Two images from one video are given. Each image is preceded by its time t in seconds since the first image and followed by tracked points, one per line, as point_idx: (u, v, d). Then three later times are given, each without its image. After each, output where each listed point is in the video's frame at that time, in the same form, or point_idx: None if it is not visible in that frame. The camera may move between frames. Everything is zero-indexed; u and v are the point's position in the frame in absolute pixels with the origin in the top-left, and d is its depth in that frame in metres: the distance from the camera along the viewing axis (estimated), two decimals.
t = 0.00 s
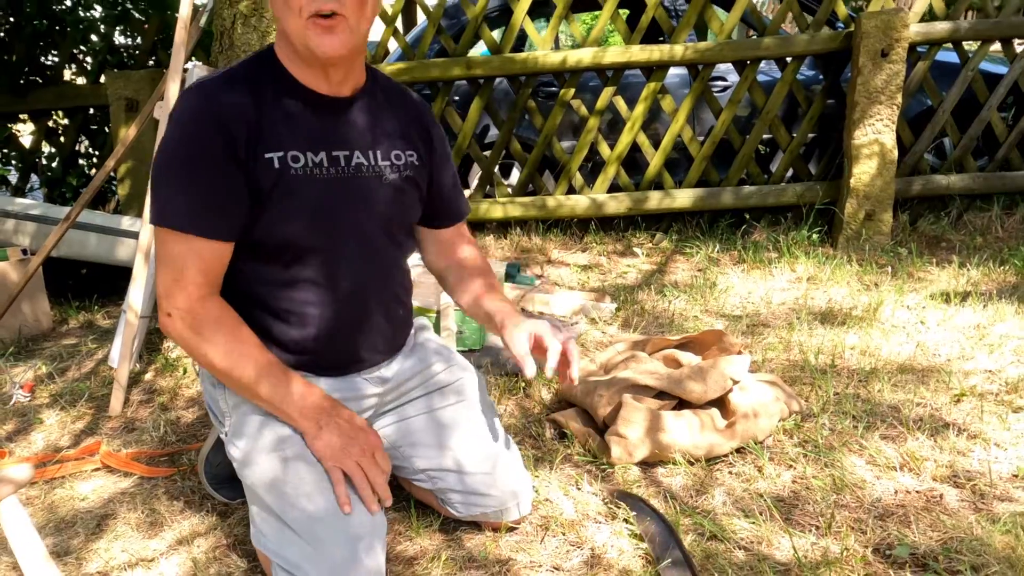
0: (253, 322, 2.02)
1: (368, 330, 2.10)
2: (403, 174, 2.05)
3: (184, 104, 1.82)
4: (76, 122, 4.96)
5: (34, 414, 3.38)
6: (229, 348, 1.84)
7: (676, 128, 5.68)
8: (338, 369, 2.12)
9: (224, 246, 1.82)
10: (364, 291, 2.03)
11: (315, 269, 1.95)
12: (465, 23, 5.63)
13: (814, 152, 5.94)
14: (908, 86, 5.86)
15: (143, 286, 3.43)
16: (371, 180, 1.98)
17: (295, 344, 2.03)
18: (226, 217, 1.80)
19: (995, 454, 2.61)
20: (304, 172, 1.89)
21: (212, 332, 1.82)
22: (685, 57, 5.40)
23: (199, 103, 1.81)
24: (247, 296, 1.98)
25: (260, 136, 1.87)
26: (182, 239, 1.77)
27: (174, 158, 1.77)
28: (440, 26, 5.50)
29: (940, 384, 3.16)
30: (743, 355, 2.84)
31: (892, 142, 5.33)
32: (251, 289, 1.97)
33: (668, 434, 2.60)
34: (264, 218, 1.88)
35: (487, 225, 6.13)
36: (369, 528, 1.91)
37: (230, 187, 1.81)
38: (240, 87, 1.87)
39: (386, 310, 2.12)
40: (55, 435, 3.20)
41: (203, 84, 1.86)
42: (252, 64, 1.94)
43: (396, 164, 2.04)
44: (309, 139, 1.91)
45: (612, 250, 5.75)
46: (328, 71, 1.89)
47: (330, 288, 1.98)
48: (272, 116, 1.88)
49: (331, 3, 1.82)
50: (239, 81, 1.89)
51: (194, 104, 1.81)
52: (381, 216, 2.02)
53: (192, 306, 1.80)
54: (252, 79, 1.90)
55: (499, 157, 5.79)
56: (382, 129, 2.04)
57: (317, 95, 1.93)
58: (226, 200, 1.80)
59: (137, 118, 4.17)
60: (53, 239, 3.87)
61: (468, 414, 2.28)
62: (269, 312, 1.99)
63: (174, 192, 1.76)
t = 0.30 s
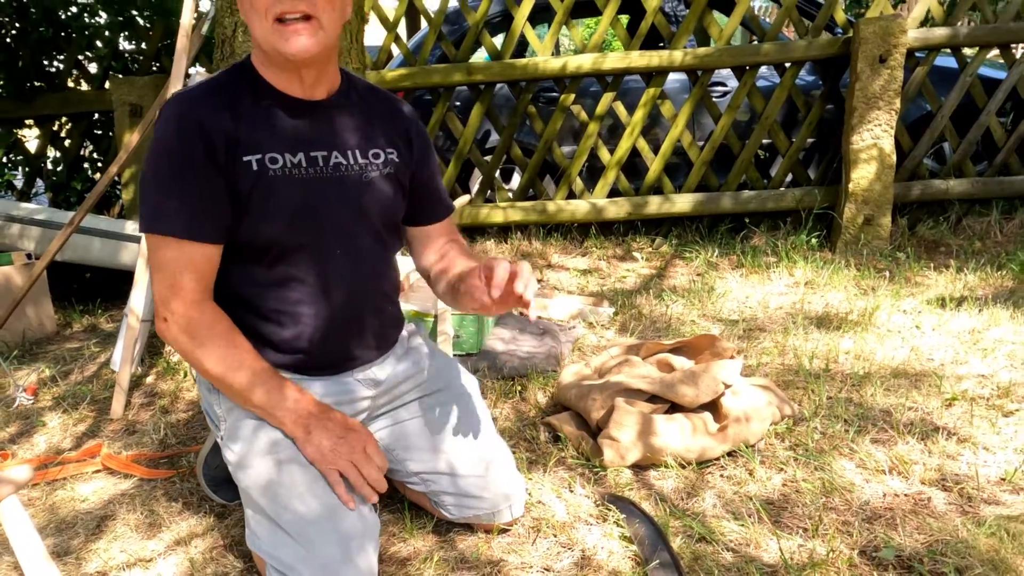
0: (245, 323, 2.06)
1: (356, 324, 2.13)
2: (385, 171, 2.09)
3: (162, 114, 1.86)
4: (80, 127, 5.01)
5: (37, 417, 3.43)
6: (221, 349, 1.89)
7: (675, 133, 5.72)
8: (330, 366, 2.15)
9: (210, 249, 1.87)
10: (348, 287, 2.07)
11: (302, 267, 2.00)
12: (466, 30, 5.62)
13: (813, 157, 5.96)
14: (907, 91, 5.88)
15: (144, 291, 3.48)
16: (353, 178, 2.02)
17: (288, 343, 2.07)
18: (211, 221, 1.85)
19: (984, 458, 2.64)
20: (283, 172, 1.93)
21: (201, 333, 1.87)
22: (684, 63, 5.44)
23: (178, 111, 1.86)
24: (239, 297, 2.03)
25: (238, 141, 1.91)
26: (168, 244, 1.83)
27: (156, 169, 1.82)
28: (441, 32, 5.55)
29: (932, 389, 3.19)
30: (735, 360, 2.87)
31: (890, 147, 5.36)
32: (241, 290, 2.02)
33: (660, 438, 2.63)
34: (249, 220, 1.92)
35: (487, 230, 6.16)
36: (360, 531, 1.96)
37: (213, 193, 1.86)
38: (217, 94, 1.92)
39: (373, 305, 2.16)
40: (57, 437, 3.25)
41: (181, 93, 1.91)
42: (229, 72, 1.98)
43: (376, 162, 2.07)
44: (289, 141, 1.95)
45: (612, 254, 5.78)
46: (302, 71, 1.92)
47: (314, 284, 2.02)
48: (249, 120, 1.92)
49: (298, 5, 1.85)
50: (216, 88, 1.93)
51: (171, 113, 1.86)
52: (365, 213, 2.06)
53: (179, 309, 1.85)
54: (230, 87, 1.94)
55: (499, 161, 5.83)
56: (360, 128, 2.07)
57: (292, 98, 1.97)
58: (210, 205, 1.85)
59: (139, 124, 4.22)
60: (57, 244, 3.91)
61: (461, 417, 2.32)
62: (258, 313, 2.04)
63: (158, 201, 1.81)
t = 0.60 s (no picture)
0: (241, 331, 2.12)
1: (348, 333, 2.20)
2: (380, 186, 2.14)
3: (159, 132, 1.89)
4: (81, 134, 5.06)
5: (36, 422, 3.45)
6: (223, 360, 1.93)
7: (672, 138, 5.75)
8: (326, 377, 2.24)
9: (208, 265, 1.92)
10: (341, 301, 2.13)
11: (298, 281, 2.06)
12: (464, 35, 5.65)
13: (810, 162, 5.99)
14: (902, 96, 5.91)
15: (141, 296, 3.51)
16: (349, 195, 2.07)
17: (283, 352, 2.13)
18: (212, 239, 1.90)
19: (972, 462, 2.66)
20: (279, 191, 1.98)
21: (201, 345, 1.91)
22: (680, 68, 5.47)
23: (175, 129, 1.90)
24: (235, 308, 2.09)
25: (236, 160, 1.95)
26: (167, 261, 1.88)
27: (155, 188, 1.86)
28: (439, 38, 5.58)
29: (923, 392, 3.22)
30: (727, 364, 2.90)
31: (886, 151, 5.38)
32: (237, 301, 2.07)
33: (652, 442, 2.66)
34: (247, 236, 1.97)
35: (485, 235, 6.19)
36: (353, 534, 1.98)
37: (214, 212, 1.90)
38: (214, 111, 1.96)
39: (366, 316, 2.22)
40: (56, 442, 3.28)
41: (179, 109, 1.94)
42: (226, 86, 2.02)
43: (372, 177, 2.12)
44: (285, 159, 2.00)
45: (609, 259, 5.81)
46: (299, 83, 1.95)
47: (309, 298, 2.09)
48: (246, 138, 1.97)
49: (294, 17, 1.88)
50: (212, 104, 1.97)
51: (168, 131, 1.89)
52: (361, 228, 2.11)
53: (181, 323, 1.89)
54: (226, 104, 1.98)
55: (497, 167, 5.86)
56: (357, 144, 2.12)
57: (289, 112, 2.01)
58: (211, 224, 1.90)
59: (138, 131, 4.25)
60: (57, 249, 3.95)
61: (454, 423, 2.35)
62: (255, 323, 2.10)
63: (159, 220, 1.86)
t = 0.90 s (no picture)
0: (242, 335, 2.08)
1: (352, 339, 2.17)
2: (390, 194, 2.11)
3: (167, 134, 1.86)
4: (80, 135, 5.05)
5: (34, 421, 3.45)
6: (222, 365, 1.92)
7: (671, 137, 5.74)
8: (325, 380, 2.20)
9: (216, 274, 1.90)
10: (347, 308, 2.11)
11: (304, 289, 2.03)
12: (463, 36, 5.64)
13: (810, 161, 5.98)
14: (902, 95, 5.90)
15: (140, 295, 3.51)
16: (358, 202, 2.05)
17: (285, 356, 2.10)
18: (220, 246, 1.87)
19: (972, 459, 2.65)
20: (289, 199, 1.95)
21: (202, 351, 1.91)
22: (679, 68, 5.46)
23: (185, 131, 1.86)
24: (237, 312, 2.05)
25: (246, 164, 1.92)
26: (174, 270, 1.85)
27: (164, 191, 1.84)
28: (438, 38, 5.58)
29: (923, 389, 3.21)
30: (725, 362, 2.88)
31: (885, 150, 5.38)
32: (241, 305, 2.04)
33: (650, 439, 2.65)
34: (255, 242, 1.94)
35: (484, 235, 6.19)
36: (349, 530, 1.97)
37: (222, 218, 1.87)
38: (225, 112, 1.92)
39: (370, 323, 2.19)
40: (53, 442, 3.27)
41: (190, 109, 1.91)
42: (238, 85, 1.98)
43: (383, 184, 2.09)
44: (295, 165, 1.97)
45: (608, 258, 5.81)
46: (313, 87, 1.92)
47: (316, 305, 2.06)
48: (256, 143, 1.94)
49: (310, 19, 1.84)
50: (223, 105, 1.93)
51: (178, 133, 1.86)
52: (369, 236, 2.09)
53: (184, 328, 1.89)
54: (237, 105, 1.94)
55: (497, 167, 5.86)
56: (368, 150, 2.09)
57: (301, 116, 1.98)
58: (220, 231, 1.87)
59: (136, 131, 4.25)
60: (55, 249, 3.94)
61: (452, 420, 2.34)
62: (258, 328, 2.07)
63: (166, 224, 1.83)
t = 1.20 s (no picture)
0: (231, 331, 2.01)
1: (346, 343, 2.10)
2: (394, 197, 2.05)
3: (170, 119, 1.78)
4: (72, 132, 4.98)
5: (21, 420, 3.39)
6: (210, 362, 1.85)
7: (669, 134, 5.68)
8: (313, 376, 2.12)
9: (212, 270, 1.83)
10: (342, 312, 2.04)
11: (300, 291, 1.96)
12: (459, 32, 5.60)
13: (809, 157, 5.94)
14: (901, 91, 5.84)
15: (129, 290, 3.45)
16: (361, 203, 1.98)
17: (274, 356, 2.03)
18: (217, 243, 1.80)
19: (975, 454, 2.60)
20: (292, 198, 1.88)
21: (188, 347, 1.84)
22: (676, 63, 5.41)
23: (189, 118, 1.78)
24: (227, 308, 1.97)
25: (249, 158, 1.85)
26: (168, 263, 1.78)
27: (161, 178, 1.76)
28: (433, 35, 5.53)
29: (924, 385, 3.16)
30: (723, 356, 2.83)
31: (884, 146, 5.33)
32: (231, 301, 1.96)
33: (647, 435, 2.59)
34: (252, 240, 1.87)
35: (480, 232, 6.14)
36: (336, 526, 1.92)
37: (220, 213, 1.80)
38: (231, 102, 1.85)
39: (365, 326, 2.13)
40: (40, 440, 3.21)
41: (195, 94, 1.83)
42: (245, 74, 1.91)
43: (388, 186, 2.03)
44: (298, 162, 1.90)
45: (606, 256, 5.75)
46: (325, 86, 1.86)
47: (311, 309, 1.99)
48: (261, 136, 1.86)
49: (330, 16, 1.78)
50: (230, 93, 1.86)
51: (182, 118, 1.78)
52: (370, 240, 2.02)
53: (171, 321, 1.82)
54: (244, 95, 1.87)
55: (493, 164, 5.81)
56: (374, 151, 2.02)
57: (311, 113, 1.91)
58: (218, 227, 1.80)
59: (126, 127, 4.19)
60: (44, 246, 3.88)
61: (444, 416, 2.29)
62: (249, 326, 1.99)
63: (161, 214, 1.76)
